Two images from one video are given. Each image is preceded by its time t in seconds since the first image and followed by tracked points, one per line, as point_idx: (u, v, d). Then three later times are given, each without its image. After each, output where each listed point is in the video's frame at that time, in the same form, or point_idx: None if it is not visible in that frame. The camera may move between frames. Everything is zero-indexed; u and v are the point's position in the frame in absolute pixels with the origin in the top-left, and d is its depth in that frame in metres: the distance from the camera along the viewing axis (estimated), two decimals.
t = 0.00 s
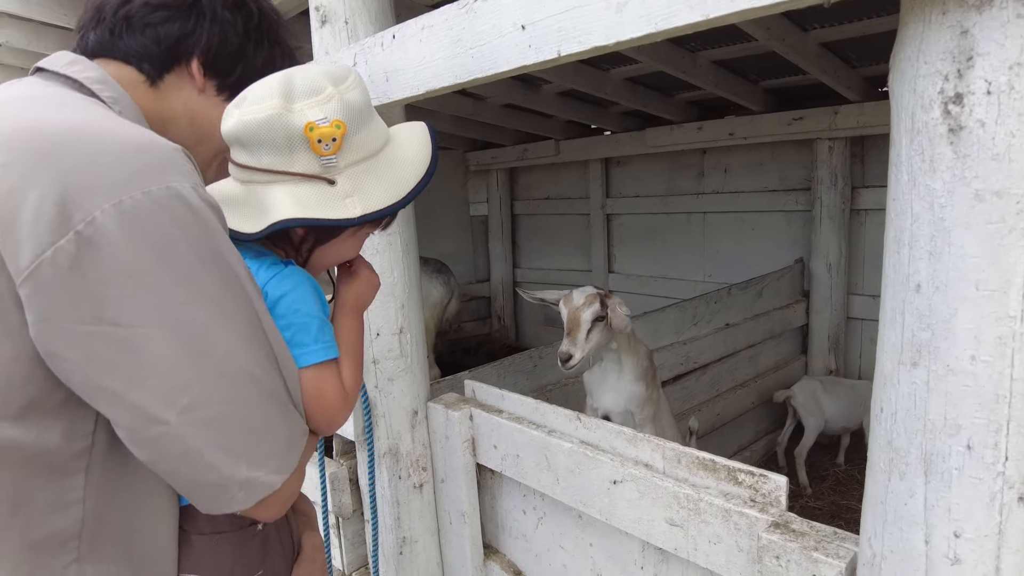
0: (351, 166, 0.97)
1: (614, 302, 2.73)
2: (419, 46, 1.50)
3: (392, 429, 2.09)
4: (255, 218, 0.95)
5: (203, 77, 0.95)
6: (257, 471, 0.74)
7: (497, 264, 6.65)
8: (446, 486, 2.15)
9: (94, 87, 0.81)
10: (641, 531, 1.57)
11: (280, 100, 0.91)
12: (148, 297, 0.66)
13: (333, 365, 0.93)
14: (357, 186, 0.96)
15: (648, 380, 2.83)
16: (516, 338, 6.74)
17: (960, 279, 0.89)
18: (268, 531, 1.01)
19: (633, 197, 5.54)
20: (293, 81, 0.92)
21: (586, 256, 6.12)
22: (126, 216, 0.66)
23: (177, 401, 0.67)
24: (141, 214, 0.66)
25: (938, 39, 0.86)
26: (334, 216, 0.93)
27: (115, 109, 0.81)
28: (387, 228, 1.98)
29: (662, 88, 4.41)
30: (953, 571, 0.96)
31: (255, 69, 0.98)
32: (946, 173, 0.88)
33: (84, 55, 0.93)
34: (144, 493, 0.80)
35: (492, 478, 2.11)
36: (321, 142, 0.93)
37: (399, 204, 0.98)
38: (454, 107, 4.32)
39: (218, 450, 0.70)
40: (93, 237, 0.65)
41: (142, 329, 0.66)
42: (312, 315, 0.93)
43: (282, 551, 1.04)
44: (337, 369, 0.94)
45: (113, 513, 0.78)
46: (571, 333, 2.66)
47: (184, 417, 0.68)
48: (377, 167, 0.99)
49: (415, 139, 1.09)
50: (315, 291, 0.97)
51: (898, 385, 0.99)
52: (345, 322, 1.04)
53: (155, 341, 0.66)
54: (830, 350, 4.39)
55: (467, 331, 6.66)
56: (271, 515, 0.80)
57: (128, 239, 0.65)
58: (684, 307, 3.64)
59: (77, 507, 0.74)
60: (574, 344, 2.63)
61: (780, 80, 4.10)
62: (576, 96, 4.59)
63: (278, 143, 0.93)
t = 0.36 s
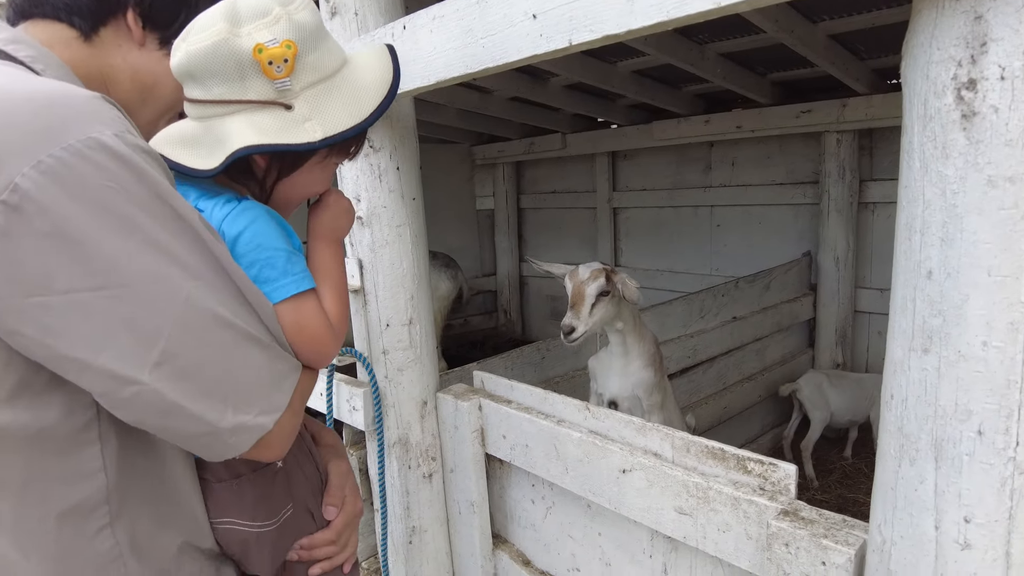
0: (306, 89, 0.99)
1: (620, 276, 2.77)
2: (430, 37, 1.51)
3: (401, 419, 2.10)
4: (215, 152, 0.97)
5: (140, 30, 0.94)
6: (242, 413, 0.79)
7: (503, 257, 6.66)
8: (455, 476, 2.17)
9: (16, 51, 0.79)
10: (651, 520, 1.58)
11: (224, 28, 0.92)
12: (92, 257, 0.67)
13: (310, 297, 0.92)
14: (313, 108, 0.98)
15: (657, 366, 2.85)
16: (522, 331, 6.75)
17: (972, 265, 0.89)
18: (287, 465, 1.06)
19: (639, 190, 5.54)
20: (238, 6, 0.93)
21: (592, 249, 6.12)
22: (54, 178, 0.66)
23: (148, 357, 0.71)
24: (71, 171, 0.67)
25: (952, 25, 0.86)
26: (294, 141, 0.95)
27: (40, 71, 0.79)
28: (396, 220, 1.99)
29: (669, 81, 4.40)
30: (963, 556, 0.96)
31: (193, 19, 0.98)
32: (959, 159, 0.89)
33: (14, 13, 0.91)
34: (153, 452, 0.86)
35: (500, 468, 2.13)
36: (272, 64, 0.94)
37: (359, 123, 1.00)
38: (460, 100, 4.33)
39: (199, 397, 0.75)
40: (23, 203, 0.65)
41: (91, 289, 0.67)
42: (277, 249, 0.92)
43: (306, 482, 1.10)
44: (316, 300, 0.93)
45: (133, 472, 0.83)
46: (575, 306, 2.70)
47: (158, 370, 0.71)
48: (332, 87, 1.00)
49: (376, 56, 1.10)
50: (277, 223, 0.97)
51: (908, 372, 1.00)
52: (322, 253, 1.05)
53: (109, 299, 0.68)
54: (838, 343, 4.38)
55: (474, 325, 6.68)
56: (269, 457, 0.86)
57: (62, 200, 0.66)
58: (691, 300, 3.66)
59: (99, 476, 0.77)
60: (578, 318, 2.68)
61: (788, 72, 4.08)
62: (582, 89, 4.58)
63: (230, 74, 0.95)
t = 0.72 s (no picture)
0: (240, 71, 0.88)
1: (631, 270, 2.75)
2: (441, 35, 1.52)
3: (412, 415, 2.13)
4: (146, 150, 0.85)
5: (60, 30, 0.88)
6: (201, 428, 0.78)
7: (508, 254, 6.67)
8: (464, 471, 2.18)
9: None
10: (660, 515, 1.60)
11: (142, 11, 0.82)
12: (13, 291, 0.68)
13: (262, 293, 0.84)
14: (251, 90, 0.88)
15: (665, 362, 2.86)
16: (527, 328, 6.78)
17: (983, 264, 0.90)
18: (291, 459, 1.05)
19: (644, 187, 5.54)
20: None
21: (596, 246, 6.13)
22: None
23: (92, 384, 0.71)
24: None
25: (964, 26, 0.87)
26: (233, 127, 0.85)
27: None
28: (406, 218, 2.00)
29: (674, 78, 4.40)
30: (973, 551, 0.98)
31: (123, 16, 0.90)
32: (970, 160, 0.89)
33: None
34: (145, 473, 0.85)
35: (509, 463, 2.15)
36: (199, 46, 0.84)
37: (301, 101, 0.90)
38: (465, 97, 4.33)
39: (152, 417, 0.75)
40: None
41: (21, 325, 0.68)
42: (219, 248, 0.84)
43: (316, 471, 1.09)
44: (272, 292, 0.86)
45: (123, 491, 0.84)
46: (592, 304, 2.65)
47: (103, 396, 0.72)
48: (268, 64, 0.90)
49: (309, 34, 1.00)
50: (216, 219, 0.88)
51: (919, 369, 1.01)
52: (279, 239, 0.94)
53: (40, 331, 0.69)
54: (843, 339, 4.38)
55: (479, 321, 6.70)
56: (251, 463, 0.85)
57: None
58: (698, 294, 3.65)
59: (82, 502, 0.80)
60: (595, 315, 2.64)
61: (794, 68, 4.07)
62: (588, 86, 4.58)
63: (154, 61, 0.83)
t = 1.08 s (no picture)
0: (211, 66, 0.88)
1: (641, 269, 2.78)
2: (451, 37, 1.52)
3: (419, 415, 2.13)
4: (120, 150, 0.85)
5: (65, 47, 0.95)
6: (159, 432, 0.79)
7: (511, 252, 6.67)
8: (471, 471, 2.19)
9: None
10: (669, 516, 1.60)
11: (109, 10, 0.82)
12: None
13: (233, 294, 0.83)
14: (221, 84, 0.87)
15: (671, 362, 2.86)
16: (530, 326, 6.79)
17: (997, 269, 0.90)
18: (274, 474, 1.03)
19: (648, 185, 5.53)
20: None
21: (599, 244, 6.13)
22: None
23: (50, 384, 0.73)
24: None
25: (980, 31, 0.87)
26: (203, 120, 0.84)
27: None
28: (413, 218, 2.00)
29: (679, 76, 4.39)
30: (986, 555, 0.98)
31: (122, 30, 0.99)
32: (985, 165, 0.90)
33: None
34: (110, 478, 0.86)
35: (516, 463, 2.15)
36: (166, 41, 0.83)
37: (273, 93, 0.90)
38: (469, 95, 4.33)
39: (106, 421, 0.76)
40: None
41: None
42: (188, 249, 0.83)
43: (302, 487, 1.08)
44: (243, 294, 0.85)
45: (86, 498, 0.85)
46: (603, 302, 2.67)
47: (60, 397, 0.73)
48: (240, 57, 0.90)
49: (290, 33, 1.01)
50: (188, 220, 0.87)
51: (931, 373, 1.01)
52: (258, 245, 0.92)
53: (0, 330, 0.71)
54: (848, 339, 4.37)
55: (482, 320, 6.70)
56: (217, 474, 0.85)
57: None
58: (703, 295, 3.69)
59: (47, 508, 0.81)
60: (606, 312, 2.65)
61: (799, 67, 4.06)
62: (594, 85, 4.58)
63: (124, 59, 0.83)
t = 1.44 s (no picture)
0: (219, 83, 0.88)
1: (643, 268, 2.82)
2: (456, 37, 1.51)
3: (422, 415, 2.13)
4: (144, 174, 0.87)
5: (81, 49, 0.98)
6: (179, 435, 0.79)
7: (511, 251, 6.66)
8: (474, 472, 2.19)
9: None
10: (672, 517, 1.60)
11: (110, 37, 0.80)
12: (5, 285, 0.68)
13: (254, 304, 0.85)
14: (232, 101, 0.88)
15: (673, 364, 2.86)
16: (530, 324, 6.79)
17: (1007, 272, 0.90)
18: (276, 479, 1.03)
19: (649, 184, 5.53)
20: (120, 9, 0.81)
21: (600, 243, 6.12)
22: None
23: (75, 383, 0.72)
24: None
25: (990, 34, 0.87)
26: (217, 143, 0.86)
27: None
28: (416, 219, 2.00)
29: (680, 74, 4.38)
30: (993, 559, 0.98)
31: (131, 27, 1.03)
32: (995, 168, 0.89)
33: None
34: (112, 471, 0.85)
35: (518, 464, 2.15)
36: (175, 65, 0.83)
37: (284, 106, 0.91)
38: (470, 94, 4.32)
39: (128, 420, 0.75)
40: None
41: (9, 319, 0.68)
42: (212, 259, 0.85)
43: (303, 494, 1.08)
44: (262, 304, 0.86)
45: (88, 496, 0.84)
46: (606, 300, 2.67)
47: (86, 398, 0.72)
48: (244, 70, 0.90)
49: (285, 28, 1.00)
50: (211, 232, 0.89)
51: (939, 376, 1.00)
52: (279, 259, 0.94)
53: (30, 327, 0.69)
54: (848, 339, 4.37)
55: (482, 318, 6.70)
56: (230, 475, 0.85)
57: None
58: (704, 294, 3.69)
59: (54, 505, 0.80)
60: (608, 311, 2.65)
61: (801, 66, 4.06)
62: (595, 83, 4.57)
63: (133, 86, 0.83)
